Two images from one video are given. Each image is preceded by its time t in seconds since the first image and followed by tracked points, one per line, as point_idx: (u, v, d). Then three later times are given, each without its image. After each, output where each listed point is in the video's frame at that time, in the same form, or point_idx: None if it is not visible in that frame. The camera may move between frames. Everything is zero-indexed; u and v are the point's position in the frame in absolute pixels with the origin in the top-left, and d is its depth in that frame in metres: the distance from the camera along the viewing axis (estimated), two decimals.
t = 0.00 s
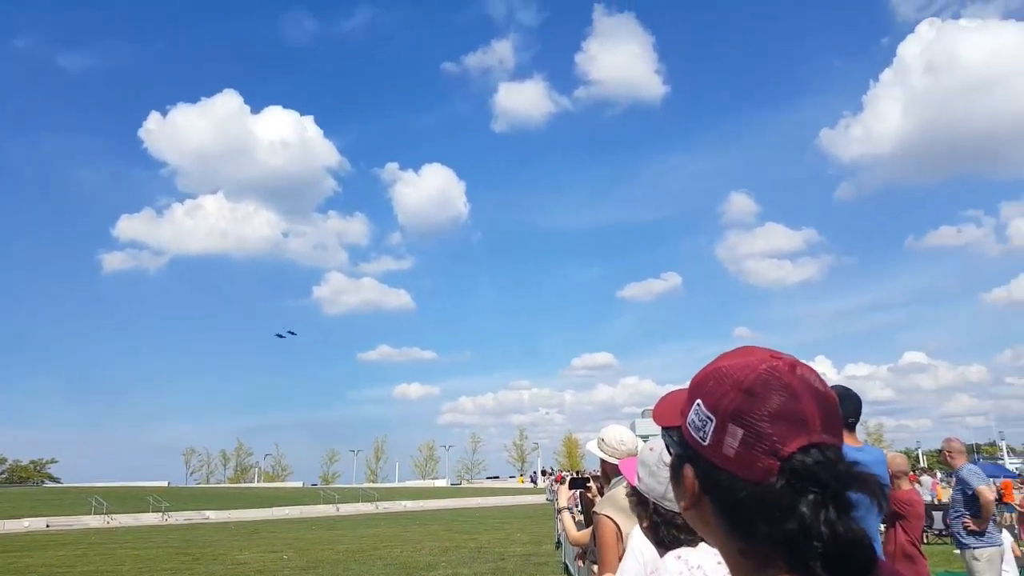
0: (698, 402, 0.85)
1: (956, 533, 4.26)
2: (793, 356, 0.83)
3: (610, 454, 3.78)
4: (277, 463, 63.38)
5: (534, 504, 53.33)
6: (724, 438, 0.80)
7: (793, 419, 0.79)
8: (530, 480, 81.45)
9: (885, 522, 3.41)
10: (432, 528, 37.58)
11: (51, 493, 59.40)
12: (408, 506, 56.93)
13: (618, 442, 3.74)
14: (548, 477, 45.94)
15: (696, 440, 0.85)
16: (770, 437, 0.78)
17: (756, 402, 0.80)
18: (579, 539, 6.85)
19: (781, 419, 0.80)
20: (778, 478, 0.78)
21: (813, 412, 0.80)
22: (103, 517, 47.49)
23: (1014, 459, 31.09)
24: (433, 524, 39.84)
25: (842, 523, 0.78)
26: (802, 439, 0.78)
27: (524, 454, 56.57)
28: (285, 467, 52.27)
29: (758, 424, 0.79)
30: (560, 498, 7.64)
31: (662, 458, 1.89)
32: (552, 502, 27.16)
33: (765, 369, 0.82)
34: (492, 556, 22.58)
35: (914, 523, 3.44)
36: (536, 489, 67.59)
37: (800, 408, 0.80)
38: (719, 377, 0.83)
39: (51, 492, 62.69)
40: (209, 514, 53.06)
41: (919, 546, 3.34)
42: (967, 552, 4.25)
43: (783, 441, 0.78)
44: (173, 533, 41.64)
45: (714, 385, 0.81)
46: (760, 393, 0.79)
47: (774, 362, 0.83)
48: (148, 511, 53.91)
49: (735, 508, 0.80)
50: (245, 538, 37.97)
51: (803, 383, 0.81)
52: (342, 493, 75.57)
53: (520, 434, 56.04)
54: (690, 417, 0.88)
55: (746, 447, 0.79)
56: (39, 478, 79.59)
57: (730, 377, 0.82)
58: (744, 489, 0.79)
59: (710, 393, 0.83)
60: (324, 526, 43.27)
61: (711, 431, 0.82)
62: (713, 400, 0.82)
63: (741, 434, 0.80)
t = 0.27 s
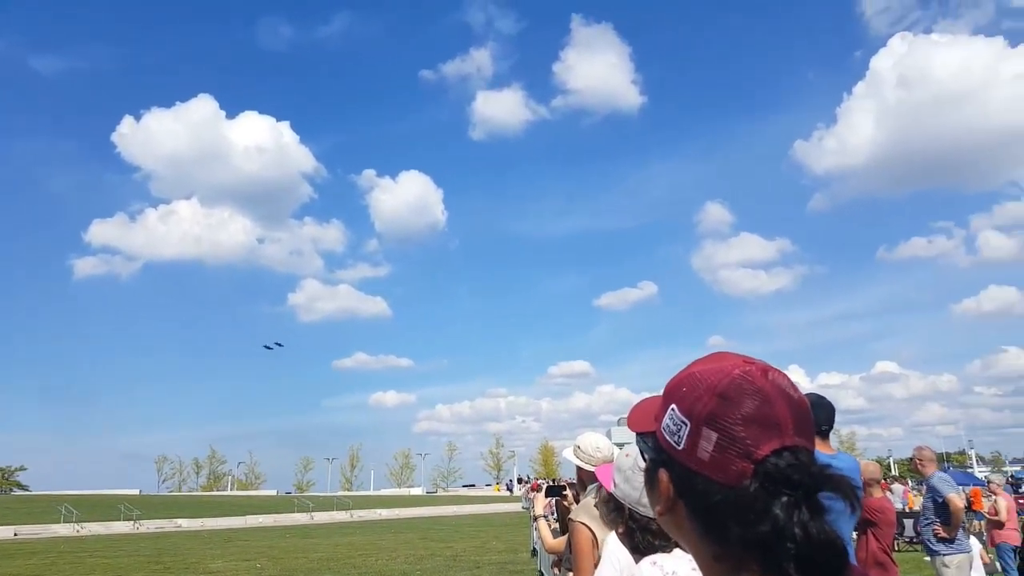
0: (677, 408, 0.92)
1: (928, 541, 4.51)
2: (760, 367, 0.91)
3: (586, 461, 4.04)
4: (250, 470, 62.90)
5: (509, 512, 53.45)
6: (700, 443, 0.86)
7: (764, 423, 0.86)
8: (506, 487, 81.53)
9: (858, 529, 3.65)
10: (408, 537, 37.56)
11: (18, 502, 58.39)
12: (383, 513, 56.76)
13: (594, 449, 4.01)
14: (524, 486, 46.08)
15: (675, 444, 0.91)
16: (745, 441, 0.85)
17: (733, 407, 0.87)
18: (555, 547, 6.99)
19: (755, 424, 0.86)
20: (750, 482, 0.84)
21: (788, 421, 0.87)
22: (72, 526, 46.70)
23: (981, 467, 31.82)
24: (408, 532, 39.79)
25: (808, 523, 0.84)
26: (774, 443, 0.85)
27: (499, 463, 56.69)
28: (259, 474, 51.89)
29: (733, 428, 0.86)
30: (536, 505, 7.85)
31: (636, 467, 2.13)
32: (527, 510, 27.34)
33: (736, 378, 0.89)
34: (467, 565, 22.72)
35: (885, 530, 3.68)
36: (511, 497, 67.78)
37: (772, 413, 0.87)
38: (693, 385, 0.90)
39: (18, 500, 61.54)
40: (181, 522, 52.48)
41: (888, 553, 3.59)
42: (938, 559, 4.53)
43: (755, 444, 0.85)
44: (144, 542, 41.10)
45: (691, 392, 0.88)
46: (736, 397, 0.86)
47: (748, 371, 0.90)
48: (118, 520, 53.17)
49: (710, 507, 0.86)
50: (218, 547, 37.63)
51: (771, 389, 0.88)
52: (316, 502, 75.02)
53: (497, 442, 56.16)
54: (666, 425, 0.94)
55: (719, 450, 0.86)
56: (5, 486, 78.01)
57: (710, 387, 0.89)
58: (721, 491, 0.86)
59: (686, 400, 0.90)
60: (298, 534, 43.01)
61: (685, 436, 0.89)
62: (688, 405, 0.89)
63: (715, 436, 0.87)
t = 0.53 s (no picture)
0: (658, 405, 0.89)
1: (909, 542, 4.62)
2: (744, 362, 0.89)
3: (571, 463, 4.29)
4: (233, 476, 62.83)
5: (493, 516, 53.68)
6: (680, 439, 0.84)
7: (750, 420, 0.84)
8: (489, 491, 81.86)
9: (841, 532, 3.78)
10: (392, 541, 37.64)
11: None
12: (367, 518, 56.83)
13: (577, 452, 4.27)
14: (508, 490, 46.14)
15: (660, 443, 0.89)
16: (729, 438, 0.83)
17: (714, 402, 0.84)
18: (540, 551, 7.02)
19: (740, 419, 0.84)
20: (736, 480, 0.82)
21: (775, 416, 0.84)
22: (53, 531, 46.45)
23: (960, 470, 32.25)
24: (392, 537, 39.83)
25: (801, 521, 0.82)
26: (762, 438, 0.83)
27: (483, 466, 56.96)
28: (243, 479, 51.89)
29: (717, 424, 0.84)
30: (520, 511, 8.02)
31: (622, 468, 2.13)
32: (511, 514, 27.56)
33: (720, 373, 0.87)
34: (451, 569, 22.95)
35: (867, 532, 3.79)
36: (495, 500, 68.10)
37: (754, 409, 0.84)
38: (680, 383, 0.87)
39: None
40: (163, 527, 52.34)
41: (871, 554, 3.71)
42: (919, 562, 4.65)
43: (741, 440, 0.83)
44: (126, 547, 40.97)
45: (676, 388, 0.85)
46: (719, 393, 0.83)
47: (733, 368, 0.88)
48: (99, 525, 52.92)
49: (698, 506, 0.84)
50: (201, 552, 37.56)
51: (759, 386, 0.86)
52: (300, 507, 74.88)
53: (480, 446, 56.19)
54: (648, 422, 0.92)
55: (704, 448, 0.83)
56: None
57: (692, 385, 0.87)
58: (707, 491, 0.83)
59: (669, 397, 0.87)
60: (281, 539, 43.04)
61: (673, 434, 0.86)
62: (669, 401, 0.87)
63: (698, 435, 0.84)
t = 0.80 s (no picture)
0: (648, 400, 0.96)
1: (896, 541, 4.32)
2: (734, 360, 0.96)
3: (557, 459, 4.11)
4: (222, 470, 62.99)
5: (480, 512, 54.07)
6: (673, 436, 0.90)
7: (737, 415, 0.90)
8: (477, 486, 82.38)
9: (822, 531, 3.58)
10: (379, 536, 37.91)
11: None
12: (355, 513, 57.11)
13: (566, 448, 4.11)
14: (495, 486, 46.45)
15: (650, 439, 0.95)
16: (720, 433, 0.89)
17: (704, 399, 0.91)
18: (526, 546, 6.82)
19: (728, 416, 0.90)
20: (722, 473, 0.89)
21: (760, 410, 0.91)
22: (41, 523, 46.46)
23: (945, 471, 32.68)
24: (379, 531, 40.07)
25: (785, 513, 0.89)
26: (748, 434, 0.89)
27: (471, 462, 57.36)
28: (231, 473, 52.09)
29: (706, 419, 0.90)
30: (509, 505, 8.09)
31: (611, 462, 2.02)
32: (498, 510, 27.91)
33: (711, 371, 0.93)
34: (438, 564, 23.31)
35: (852, 532, 3.58)
36: (482, 496, 68.57)
37: (746, 405, 0.90)
38: (669, 380, 0.94)
39: None
40: (152, 520, 52.46)
41: (856, 553, 3.51)
42: (903, 559, 4.44)
43: (730, 436, 0.89)
44: (115, 539, 41.07)
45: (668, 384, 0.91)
46: (710, 390, 0.90)
47: (721, 368, 0.94)
48: (88, 517, 52.97)
49: (688, 499, 0.90)
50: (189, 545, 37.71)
51: (747, 384, 0.92)
52: (288, 501, 75.19)
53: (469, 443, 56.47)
54: (639, 417, 0.98)
55: (695, 442, 0.90)
56: None
57: (680, 384, 0.93)
58: (693, 483, 0.90)
59: (662, 392, 0.94)
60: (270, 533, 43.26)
61: (663, 429, 0.93)
62: (662, 396, 0.93)
63: (686, 430, 0.91)
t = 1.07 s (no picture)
0: (639, 394, 0.95)
1: (883, 538, 4.47)
2: (726, 354, 0.96)
3: (549, 455, 4.29)
4: (214, 463, 62.97)
5: (473, 506, 54.24)
6: (665, 429, 0.90)
7: (730, 410, 0.90)
8: (469, 480, 82.72)
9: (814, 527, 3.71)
10: (372, 529, 38.03)
11: None
12: (347, 506, 57.26)
13: (557, 442, 4.28)
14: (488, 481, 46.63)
15: (641, 432, 0.95)
16: (710, 426, 0.89)
17: (696, 392, 0.91)
18: (519, 539, 6.96)
19: (720, 409, 0.90)
20: (713, 467, 0.88)
21: (753, 407, 0.91)
22: (32, 514, 46.37)
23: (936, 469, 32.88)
24: (371, 525, 40.19)
25: (777, 508, 0.89)
26: (740, 429, 0.89)
27: (464, 456, 57.48)
28: (224, 465, 52.12)
29: (696, 414, 0.90)
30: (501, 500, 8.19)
31: (600, 458, 2.06)
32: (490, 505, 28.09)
33: (703, 363, 0.93)
34: (431, 557, 23.50)
35: (841, 528, 3.76)
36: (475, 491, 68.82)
37: (735, 402, 0.90)
38: (661, 373, 0.93)
39: None
40: (144, 512, 52.44)
41: (845, 549, 3.66)
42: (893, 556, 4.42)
43: (721, 430, 0.89)
44: (107, 530, 41.02)
45: (659, 379, 0.91)
46: (701, 384, 0.90)
47: (710, 362, 0.93)
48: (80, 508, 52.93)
49: (674, 494, 0.90)
50: (181, 537, 37.74)
51: (738, 380, 0.92)
52: (280, 494, 75.31)
53: (463, 437, 56.56)
54: (631, 410, 0.98)
55: (685, 437, 0.90)
56: None
57: (673, 377, 0.93)
58: (683, 478, 0.90)
59: (654, 385, 0.94)
60: (262, 525, 43.30)
61: (655, 421, 0.92)
62: (655, 391, 0.93)
63: (678, 425, 0.90)
